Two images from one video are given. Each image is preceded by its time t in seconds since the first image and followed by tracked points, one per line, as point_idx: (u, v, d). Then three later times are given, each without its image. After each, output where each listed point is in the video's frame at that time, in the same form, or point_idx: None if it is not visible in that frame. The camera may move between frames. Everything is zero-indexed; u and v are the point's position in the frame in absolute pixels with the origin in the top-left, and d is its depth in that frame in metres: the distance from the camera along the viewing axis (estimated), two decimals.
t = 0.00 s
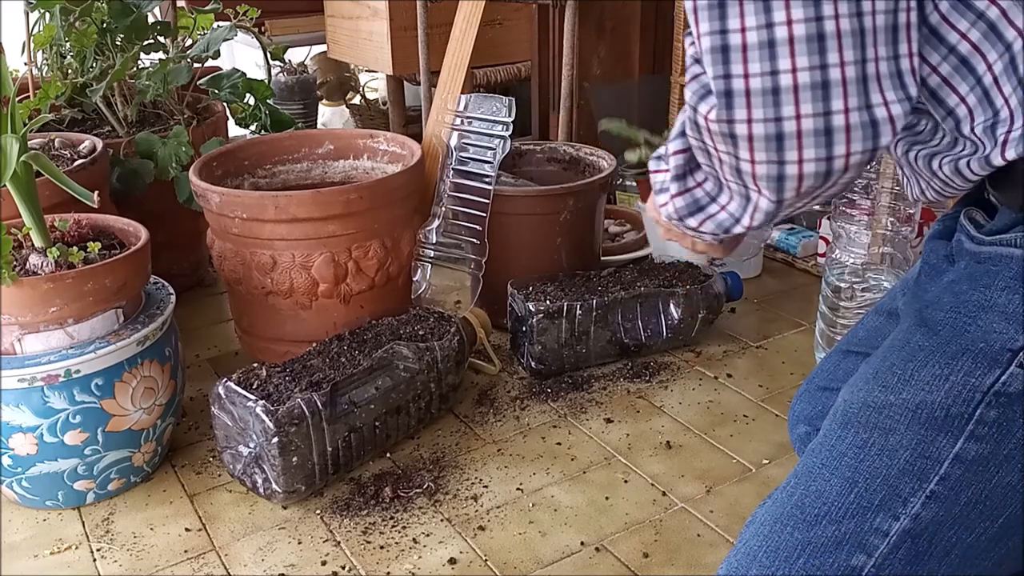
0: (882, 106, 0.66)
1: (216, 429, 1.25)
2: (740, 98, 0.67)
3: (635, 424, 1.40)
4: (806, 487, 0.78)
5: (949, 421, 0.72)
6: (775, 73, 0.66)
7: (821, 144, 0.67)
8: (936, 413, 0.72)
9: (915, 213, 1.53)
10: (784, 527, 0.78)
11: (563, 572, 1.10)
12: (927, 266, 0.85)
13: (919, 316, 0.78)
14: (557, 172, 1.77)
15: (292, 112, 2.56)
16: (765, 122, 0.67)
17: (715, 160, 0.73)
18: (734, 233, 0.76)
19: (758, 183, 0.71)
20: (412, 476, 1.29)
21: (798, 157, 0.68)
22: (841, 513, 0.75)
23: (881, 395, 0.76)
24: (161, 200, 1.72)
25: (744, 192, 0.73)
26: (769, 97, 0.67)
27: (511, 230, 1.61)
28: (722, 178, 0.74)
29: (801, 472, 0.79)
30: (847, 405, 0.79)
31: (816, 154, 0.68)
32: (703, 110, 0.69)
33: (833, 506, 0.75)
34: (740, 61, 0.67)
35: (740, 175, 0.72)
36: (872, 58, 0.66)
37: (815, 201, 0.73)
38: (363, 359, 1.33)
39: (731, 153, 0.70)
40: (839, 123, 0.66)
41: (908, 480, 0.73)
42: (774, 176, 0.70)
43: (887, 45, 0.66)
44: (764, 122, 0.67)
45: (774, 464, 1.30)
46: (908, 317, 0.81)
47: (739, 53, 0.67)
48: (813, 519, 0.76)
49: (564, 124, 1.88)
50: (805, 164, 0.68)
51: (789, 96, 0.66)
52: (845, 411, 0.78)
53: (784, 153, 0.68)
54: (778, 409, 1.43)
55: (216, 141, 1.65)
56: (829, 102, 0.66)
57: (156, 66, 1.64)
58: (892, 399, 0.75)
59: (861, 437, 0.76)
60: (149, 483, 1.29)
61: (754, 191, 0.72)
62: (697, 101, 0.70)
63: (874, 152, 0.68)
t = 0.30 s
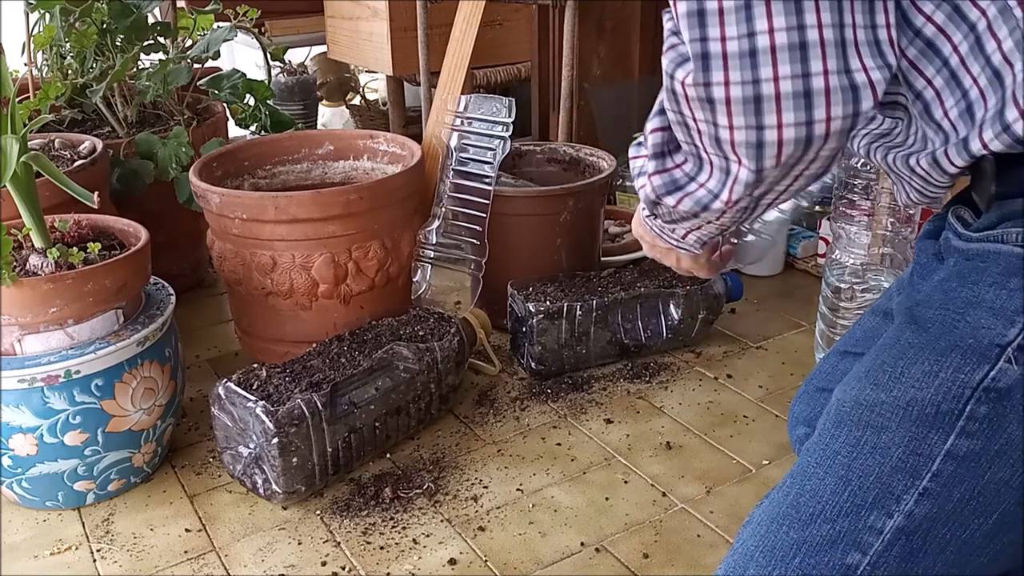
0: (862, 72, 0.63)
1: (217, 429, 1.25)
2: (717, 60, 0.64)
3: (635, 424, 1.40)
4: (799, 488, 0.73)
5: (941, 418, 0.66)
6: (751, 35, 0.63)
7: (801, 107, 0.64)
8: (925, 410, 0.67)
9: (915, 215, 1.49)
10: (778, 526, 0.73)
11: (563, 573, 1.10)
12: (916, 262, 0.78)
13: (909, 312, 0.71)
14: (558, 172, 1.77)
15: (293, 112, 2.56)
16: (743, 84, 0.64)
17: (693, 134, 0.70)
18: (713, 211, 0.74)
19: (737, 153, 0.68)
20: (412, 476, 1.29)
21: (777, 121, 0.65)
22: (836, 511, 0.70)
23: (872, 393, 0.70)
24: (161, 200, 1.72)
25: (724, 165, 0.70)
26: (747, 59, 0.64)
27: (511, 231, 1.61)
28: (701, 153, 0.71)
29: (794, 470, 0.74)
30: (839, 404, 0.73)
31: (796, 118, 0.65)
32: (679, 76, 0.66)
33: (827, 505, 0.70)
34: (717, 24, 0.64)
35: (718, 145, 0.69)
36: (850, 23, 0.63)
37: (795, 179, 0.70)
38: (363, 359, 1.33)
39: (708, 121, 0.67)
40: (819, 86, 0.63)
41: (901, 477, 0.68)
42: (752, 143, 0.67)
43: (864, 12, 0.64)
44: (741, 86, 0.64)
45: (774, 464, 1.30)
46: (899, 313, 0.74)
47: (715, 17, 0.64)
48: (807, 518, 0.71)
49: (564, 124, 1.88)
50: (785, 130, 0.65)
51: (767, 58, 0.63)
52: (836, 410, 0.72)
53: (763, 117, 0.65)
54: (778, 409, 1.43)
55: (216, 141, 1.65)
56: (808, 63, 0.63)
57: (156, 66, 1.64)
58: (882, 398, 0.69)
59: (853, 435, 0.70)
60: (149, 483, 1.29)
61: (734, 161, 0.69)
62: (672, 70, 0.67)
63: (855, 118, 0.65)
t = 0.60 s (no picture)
0: (840, 55, 0.64)
1: (217, 429, 1.25)
2: (696, 49, 0.66)
3: (635, 424, 1.40)
4: (790, 485, 0.72)
5: (923, 408, 0.66)
6: (729, 23, 0.65)
7: (780, 92, 0.65)
8: (909, 401, 0.67)
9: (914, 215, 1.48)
10: (771, 524, 0.73)
11: (563, 573, 1.10)
12: (903, 257, 0.78)
13: (892, 308, 0.71)
14: (558, 172, 1.77)
15: (293, 112, 2.56)
16: (721, 71, 0.66)
17: (681, 123, 0.71)
18: (703, 197, 0.74)
19: (723, 139, 0.69)
20: (412, 476, 1.29)
21: (758, 106, 0.66)
22: (825, 507, 0.70)
23: (858, 388, 0.70)
24: (161, 200, 1.72)
25: (712, 152, 0.71)
26: (725, 46, 0.65)
27: (511, 231, 1.61)
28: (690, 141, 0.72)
29: (784, 468, 0.74)
30: (827, 400, 0.72)
31: (776, 103, 0.65)
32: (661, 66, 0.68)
33: (817, 501, 0.70)
34: (695, 14, 0.66)
35: (704, 132, 0.70)
36: (827, 7, 0.64)
37: (784, 165, 0.71)
38: (363, 359, 1.33)
39: (692, 108, 0.69)
40: (796, 70, 0.64)
41: (887, 471, 0.68)
42: (735, 128, 0.68)
43: None
44: (720, 72, 0.66)
45: (774, 464, 1.30)
46: (884, 309, 0.74)
47: (693, 7, 0.66)
48: (798, 514, 0.71)
49: (564, 124, 1.88)
50: (766, 114, 0.66)
51: (744, 44, 0.65)
52: (824, 406, 0.72)
53: (743, 103, 0.66)
54: (777, 409, 1.43)
55: (216, 141, 1.65)
56: (785, 48, 0.64)
57: (156, 66, 1.64)
58: (867, 392, 0.69)
59: (841, 431, 0.70)
60: (149, 483, 1.29)
61: (720, 147, 0.70)
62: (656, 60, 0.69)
63: (835, 101, 0.65)
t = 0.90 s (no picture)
0: (874, 25, 0.62)
1: (216, 429, 1.25)
2: (731, 23, 0.63)
3: (634, 424, 1.40)
4: (794, 479, 0.71)
5: (928, 402, 0.66)
6: None
7: (819, 61, 0.62)
8: (914, 395, 0.66)
9: (914, 215, 1.49)
10: (774, 517, 0.71)
11: (563, 572, 1.10)
12: (907, 257, 0.79)
13: (897, 304, 0.71)
14: (557, 172, 1.77)
15: (292, 112, 2.56)
16: (759, 43, 0.62)
17: (714, 103, 0.67)
18: (740, 178, 0.70)
19: (761, 116, 0.65)
20: (411, 476, 1.29)
21: (797, 77, 0.62)
22: (829, 500, 0.69)
23: (864, 381, 0.69)
24: (161, 199, 1.72)
25: (749, 130, 0.67)
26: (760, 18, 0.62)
27: (511, 231, 1.61)
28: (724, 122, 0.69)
29: (788, 462, 0.73)
30: (832, 394, 0.72)
31: (815, 72, 0.62)
32: (695, 44, 0.65)
33: (820, 495, 0.69)
34: None
35: (740, 109, 0.66)
36: None
37: (819, 142, 0.67)
38: (362, 359, 1.33)
39: (728, 85, 0.65)
40: (834, 37, 0.61)
41: (893, 464, 0.67)
42: (774, 101, 0.64)
43: None
44: (757, 45, 0.63)
45: (774, 464, 1.30)
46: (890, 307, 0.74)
47: None
48: (801, 508, 0.70)
49: (563, 124, 1.88)
50: (806, 85, 0.63)
51: (779, 15, 0.62)
52: (829, 401, 0.71)
53: (782, 75, 0.63)
54: (777, 409, 1.43)
55: (216, 141, 1.65)
56: (821, 16, 0.61)
57: (155, 66, 1.64)
58: (873, 386, 0.68)
59: (846, 424, 0.69)
60: (148, 483, 1.29)
61: (758, 123, 0.66)
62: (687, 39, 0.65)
63: (873, 68, 0.62)
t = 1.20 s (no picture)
0: (865, 16, 0.62)
1: (217, 429, 1.25)
2: (722, 14, 0.62)
3: (635, 424, 1.40)
4: (793, 478, 0.70)
5: (927, 401, 0.66)
6: None
7: (810, 51, 0.61)
8: (911, 393, 0.66)
9: (915, 215, 1.48)
10: (773, 517, 0.71)
11: (563, 573, 1.10)
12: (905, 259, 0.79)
13: (896, 304, 0.71)
14: (558, 172, 1.77)
15: (292, 112, 2.56)
16: (749, 33, 0.62)
17: (706, 95, 0.67)
18: (732, 170, 0.70)
19: (752, 107, 0.65)
20: (412, 476, 1.29)
21: (788, 67, 0.62)
22: (827, 499, 0.68)
23: (861, 380, 0.69)
24: (162, 200, 1.72)
25: (740, 123, 0.67)
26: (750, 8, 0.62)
27: (511, 231, 1.61)
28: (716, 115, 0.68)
29: (786, 462, 0.72)
30: (831, 394, 0.72)
31: (806, 62, 0.62)
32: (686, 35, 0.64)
33: (819, 493, 0.69)
34: None
35: (732, 101, 0.66)
36: None
37: (812, 136, 0.67)
38: (363, 359, 1.33)
39: (720, 77, 0.65)
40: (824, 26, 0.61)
41: (890, 463, 0.66)
42: (766, 92, 0.64)
43: None
44: (748, 35, 0.62)
45: (774, 464, 1.30)
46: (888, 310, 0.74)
47: None
48: (800, 507, 0.69)
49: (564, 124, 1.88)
50: (797, 75, 0.62)
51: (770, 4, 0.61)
52: (827, 400, 0.71)
53: (773, 65, 0.62)
54: (777, 409, 1.43)
55: (216, 141, 1.65)
56: (812, 7, 0.61)
57: (156, 66, 1.64)
58: (870, 384, 0.68)
59: (844, 423, 0.69)
60: (149, 483, 1.29)
61: (749, 115, 0.66)
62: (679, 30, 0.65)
63: (865, 59, 0.62)
